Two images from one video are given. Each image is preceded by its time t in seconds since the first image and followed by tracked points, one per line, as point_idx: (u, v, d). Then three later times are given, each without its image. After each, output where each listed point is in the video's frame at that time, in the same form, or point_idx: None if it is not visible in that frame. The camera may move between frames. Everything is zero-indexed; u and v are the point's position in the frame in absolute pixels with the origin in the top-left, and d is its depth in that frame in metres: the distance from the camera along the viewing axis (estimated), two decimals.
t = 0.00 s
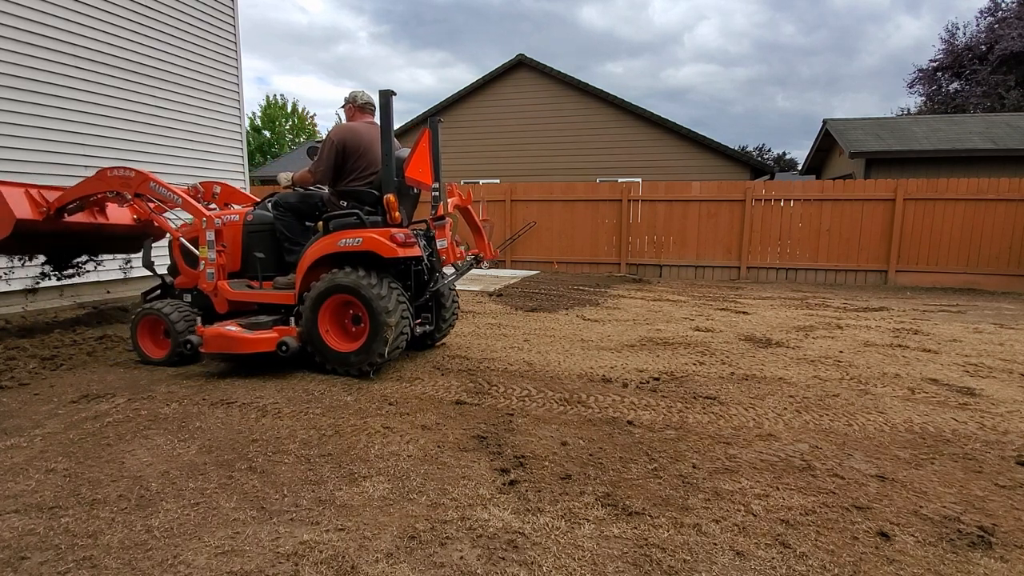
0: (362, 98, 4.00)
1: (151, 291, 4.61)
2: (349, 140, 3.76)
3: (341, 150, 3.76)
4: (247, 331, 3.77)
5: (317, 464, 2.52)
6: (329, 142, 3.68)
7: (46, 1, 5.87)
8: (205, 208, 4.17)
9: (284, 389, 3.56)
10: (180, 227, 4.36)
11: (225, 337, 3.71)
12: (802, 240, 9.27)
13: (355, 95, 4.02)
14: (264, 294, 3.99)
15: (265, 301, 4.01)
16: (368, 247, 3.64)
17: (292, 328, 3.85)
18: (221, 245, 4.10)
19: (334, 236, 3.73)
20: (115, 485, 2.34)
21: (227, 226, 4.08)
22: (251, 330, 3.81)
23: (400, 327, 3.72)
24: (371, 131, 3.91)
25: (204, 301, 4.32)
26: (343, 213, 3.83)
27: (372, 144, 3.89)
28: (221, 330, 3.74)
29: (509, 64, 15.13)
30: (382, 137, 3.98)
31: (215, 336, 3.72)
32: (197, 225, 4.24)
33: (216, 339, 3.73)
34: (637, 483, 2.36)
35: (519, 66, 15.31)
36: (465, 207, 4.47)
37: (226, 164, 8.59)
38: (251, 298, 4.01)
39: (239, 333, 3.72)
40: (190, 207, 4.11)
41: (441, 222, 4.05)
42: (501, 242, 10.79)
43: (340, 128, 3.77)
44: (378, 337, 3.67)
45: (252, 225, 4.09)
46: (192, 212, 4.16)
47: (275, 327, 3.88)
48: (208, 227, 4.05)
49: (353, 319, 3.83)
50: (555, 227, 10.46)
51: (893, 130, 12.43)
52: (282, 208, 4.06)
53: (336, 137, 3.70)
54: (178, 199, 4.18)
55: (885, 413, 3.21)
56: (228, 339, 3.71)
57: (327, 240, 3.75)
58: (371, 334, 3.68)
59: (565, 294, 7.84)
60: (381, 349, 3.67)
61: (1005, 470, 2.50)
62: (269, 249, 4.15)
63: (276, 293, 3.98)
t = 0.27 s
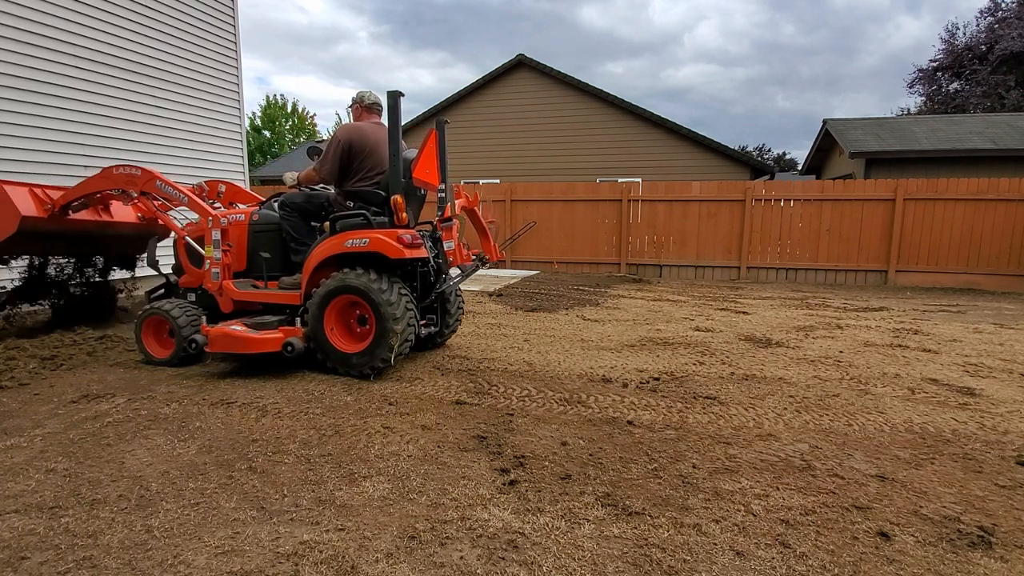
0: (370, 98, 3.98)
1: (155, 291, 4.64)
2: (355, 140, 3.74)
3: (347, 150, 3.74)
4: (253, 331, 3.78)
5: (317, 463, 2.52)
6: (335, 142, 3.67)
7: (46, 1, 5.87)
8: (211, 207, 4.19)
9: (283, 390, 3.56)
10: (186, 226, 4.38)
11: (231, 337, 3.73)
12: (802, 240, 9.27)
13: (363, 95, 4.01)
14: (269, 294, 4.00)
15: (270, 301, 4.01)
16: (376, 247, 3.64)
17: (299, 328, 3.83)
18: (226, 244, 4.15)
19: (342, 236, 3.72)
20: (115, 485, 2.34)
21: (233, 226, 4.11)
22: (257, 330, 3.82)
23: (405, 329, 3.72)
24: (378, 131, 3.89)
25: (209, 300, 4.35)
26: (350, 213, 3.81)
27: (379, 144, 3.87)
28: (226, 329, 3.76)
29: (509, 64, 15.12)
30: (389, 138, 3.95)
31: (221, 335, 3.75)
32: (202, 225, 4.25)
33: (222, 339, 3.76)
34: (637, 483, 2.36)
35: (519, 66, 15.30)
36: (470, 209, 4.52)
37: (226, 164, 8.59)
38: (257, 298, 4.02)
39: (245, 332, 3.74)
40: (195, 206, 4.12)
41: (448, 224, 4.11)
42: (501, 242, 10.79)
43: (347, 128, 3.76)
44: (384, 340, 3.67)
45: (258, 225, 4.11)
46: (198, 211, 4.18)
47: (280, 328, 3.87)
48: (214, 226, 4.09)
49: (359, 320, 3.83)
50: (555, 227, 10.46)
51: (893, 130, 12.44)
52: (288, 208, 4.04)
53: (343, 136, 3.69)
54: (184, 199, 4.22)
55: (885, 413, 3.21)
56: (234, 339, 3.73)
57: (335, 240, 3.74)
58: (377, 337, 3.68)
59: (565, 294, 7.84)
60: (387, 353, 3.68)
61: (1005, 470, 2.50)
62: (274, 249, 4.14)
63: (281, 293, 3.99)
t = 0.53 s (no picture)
0: (376, 99, 4.00)
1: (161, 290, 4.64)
2: (364, 139, 3.78)
3: (356, 149, 3.78)
4: (260, 332, 3.76)
5: (317, 463, 2.52)
6: (344, 140, 3.71)
7: (46, 1, 5.86)
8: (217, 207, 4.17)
9: (283, 389, 3.56)
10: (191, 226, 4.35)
11: (238, 339, 3.71)
12: (803, 240, 9.27)
13: (369, 97, 4.03)
14: (276, 296, 3.97)
15: (278, 302, 3.98)
16: (382, 248, 3.62)
17: (305, 329, 3.83)
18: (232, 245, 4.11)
19: (348, 237, 3.72)
20: (115, 485, 2.34)
21: (239, 226, 4.09)
22: (264, 331, 3.81)
23: (411, 336, 3.71)
24: (385, 132, 3.93)
25: (214, 301, 4.30)
26: (357, 214, 3.80)
27: (385, 144, 3.90)
28: (233, 331, 3.74)
29: (509, 64, 15.13)
30: (396, 138, 3.98)
31: (227, 337, 3.73)
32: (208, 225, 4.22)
33: (228, 341, 3.74)
34: (637, 483, 2.36)
35: (519, 66, 15.31)
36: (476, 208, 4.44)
37: (225, 164, 8.59)
38: (264, 300, 4.01)
39: (251, 334, 3.72)
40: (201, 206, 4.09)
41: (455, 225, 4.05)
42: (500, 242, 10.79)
43: (355, 127, 3.79)
44: (388, 343, 3.67)
45: (263, 226, 4.09)
46: (204, 211, 4.15)
47: (287, 329, 3.85)
48: (220, 227, 4.05)
49: (364, 320, 3.82)
50: (555, 227, 10.46)
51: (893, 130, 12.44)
52: (293, 208, 4.04)
53: (350, 136, 3.72)
54: (189, 199, 4.20)
55: (885, 413, 3.21)
56: (241, 340, 3.71)
57: (342, 240, 3.74)
58: (381, 340, 3.68)
59: (565, 294, 7.84)
60: (391, 356, 3.67)
61: (1005, 470, 2.50)
62: (280, 249, 4.15)
63: (288, 294, 3.96)
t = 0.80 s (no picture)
0: (384, 100, 4.00)
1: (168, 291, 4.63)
2: (372, 138, 3.76)
3: (364, 147, 3.76)
4: (271, 335, 3.76)
5: (317, 463, 2.52)
6: (352, 138, 3.70)
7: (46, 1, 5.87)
8: (224, 208, 4.18)
9: (283, 390, 3.56)
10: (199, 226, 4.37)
11: (248, 343, 3.71)
12: (803, 239, 9.27)
13: (377, 98, 4.03)
14: (286, 298, 3.96)
15: (287, 304, 3.98)
16: (395, 250, 3.58)
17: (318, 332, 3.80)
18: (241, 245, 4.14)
19: (360, 238, 3.67)
20: (115, 485, 2.34)
21: (247, 226, 4.10)
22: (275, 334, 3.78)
23: (419, 352, 3.69)
24: (395, 132, 3.90)
25: (224, 301, 4.33)
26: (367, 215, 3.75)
27: (396, 144, 3.88)
28: (243, 334, 3.74)
29: (509, 64, 15.14)
30: (406, 138, 3.96)
31: (238, 340, 3.73)
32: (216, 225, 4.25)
33: (239, 344, 3.74)
34: (637, 483, 2.36)
35: (519, 66, 15.31)
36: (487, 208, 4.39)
37: (226, 164, 8.59)
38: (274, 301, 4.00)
39: (262, 337, 3.72)
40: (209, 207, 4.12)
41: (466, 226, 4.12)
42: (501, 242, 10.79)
43: (364, 126, 3.78)
44: (399, 349, 3.64)
45: (272, 226, 4.07)
46: (211, 211, 4.18)
47: (299, 332, 3.83)
48: (228, 227, 4.09)
49: (375, 322, 3.78)
50: (554, 226, 10.46)
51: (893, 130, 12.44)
52: (303, 209, 3.96)
53: (359, 133, 3.72)
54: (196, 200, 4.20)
55: (885, 413, 3.21)
56: (251, 344, 3.72)
57: (354, 241, 3.68)
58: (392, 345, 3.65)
59: (565, 294, 7.84)
60: (400, 362, 3.64)
61: (1005, 470, 2.50)
62: (289, 250, 4.11)
63: (299, 296, 3.94)
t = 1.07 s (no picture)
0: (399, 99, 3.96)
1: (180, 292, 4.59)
2: (389, 138, 3.75)
3: (381, 148, 3.74)
4: (287, 337, 3.74)
5: (317, 463, 2.52)
6: (369, 139, 3.67)
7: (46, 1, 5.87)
8: (239, 209, 4.17)
9: (284, 390, 3.56)
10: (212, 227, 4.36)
11: (265, 344, 3.69)
12: (802, 239, 9.27)
13: (393, 96, 4.00)
14: (303, 299, 3.93)
15: (304, 305, 3.95)
16: (413, 251, 3.54)
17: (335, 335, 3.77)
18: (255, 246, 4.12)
19: (378, 239, 3.63)
20: (115, 485, 2.34)
21: (261, 226, 4.09)
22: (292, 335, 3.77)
23: (429, 368, 3.65)
24: (411, 132, 3.89)
25: (237, 301, 4.30)
26: (384, 216, 3.73)
27: (412, 143, 3.87)
28: (260, 335, 3.73)
29: (509, 64, 15.14)
30: (422, 137, 3.96)
31: (254, 342, 3.71)
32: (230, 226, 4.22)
33: (255, 346, 3.73)
34: (637, 483, 2.36)
35: (519, 66, 15.31)
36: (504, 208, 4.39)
37: (226, 164, 8.59)
38: (290, 302, 3.98)
39: (278, 339, 3.70)
40: (223, 208, 4.10)
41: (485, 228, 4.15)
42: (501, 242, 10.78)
43: (380, 126, 3.76)
44: (409, 358, 3.60)
45: (286, 226, 4.06)
46: (225, 212, 4.16)
47: (316, 334, 3.81)
48: (243, 228, 4.06)
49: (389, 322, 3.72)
50: (555, 226, 10.45)
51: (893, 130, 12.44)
52: (317, 209, 3.92)
53: (376, 134, 3.70)
54: (210, 201, 4.18)
55: (885, 413, 3.21)
56: (269, 345, 3.70)
57: (372, 242, 3.65)
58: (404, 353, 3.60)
59: (565, 294, 7.84)
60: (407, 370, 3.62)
61: (1005, 470, 2.50)
62: (303, 251, 4.10)
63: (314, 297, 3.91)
